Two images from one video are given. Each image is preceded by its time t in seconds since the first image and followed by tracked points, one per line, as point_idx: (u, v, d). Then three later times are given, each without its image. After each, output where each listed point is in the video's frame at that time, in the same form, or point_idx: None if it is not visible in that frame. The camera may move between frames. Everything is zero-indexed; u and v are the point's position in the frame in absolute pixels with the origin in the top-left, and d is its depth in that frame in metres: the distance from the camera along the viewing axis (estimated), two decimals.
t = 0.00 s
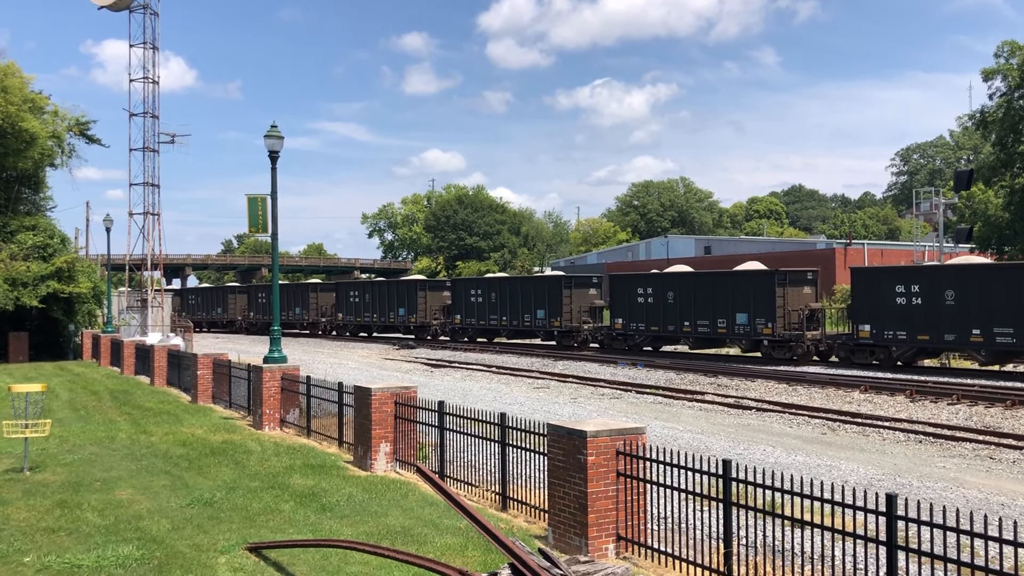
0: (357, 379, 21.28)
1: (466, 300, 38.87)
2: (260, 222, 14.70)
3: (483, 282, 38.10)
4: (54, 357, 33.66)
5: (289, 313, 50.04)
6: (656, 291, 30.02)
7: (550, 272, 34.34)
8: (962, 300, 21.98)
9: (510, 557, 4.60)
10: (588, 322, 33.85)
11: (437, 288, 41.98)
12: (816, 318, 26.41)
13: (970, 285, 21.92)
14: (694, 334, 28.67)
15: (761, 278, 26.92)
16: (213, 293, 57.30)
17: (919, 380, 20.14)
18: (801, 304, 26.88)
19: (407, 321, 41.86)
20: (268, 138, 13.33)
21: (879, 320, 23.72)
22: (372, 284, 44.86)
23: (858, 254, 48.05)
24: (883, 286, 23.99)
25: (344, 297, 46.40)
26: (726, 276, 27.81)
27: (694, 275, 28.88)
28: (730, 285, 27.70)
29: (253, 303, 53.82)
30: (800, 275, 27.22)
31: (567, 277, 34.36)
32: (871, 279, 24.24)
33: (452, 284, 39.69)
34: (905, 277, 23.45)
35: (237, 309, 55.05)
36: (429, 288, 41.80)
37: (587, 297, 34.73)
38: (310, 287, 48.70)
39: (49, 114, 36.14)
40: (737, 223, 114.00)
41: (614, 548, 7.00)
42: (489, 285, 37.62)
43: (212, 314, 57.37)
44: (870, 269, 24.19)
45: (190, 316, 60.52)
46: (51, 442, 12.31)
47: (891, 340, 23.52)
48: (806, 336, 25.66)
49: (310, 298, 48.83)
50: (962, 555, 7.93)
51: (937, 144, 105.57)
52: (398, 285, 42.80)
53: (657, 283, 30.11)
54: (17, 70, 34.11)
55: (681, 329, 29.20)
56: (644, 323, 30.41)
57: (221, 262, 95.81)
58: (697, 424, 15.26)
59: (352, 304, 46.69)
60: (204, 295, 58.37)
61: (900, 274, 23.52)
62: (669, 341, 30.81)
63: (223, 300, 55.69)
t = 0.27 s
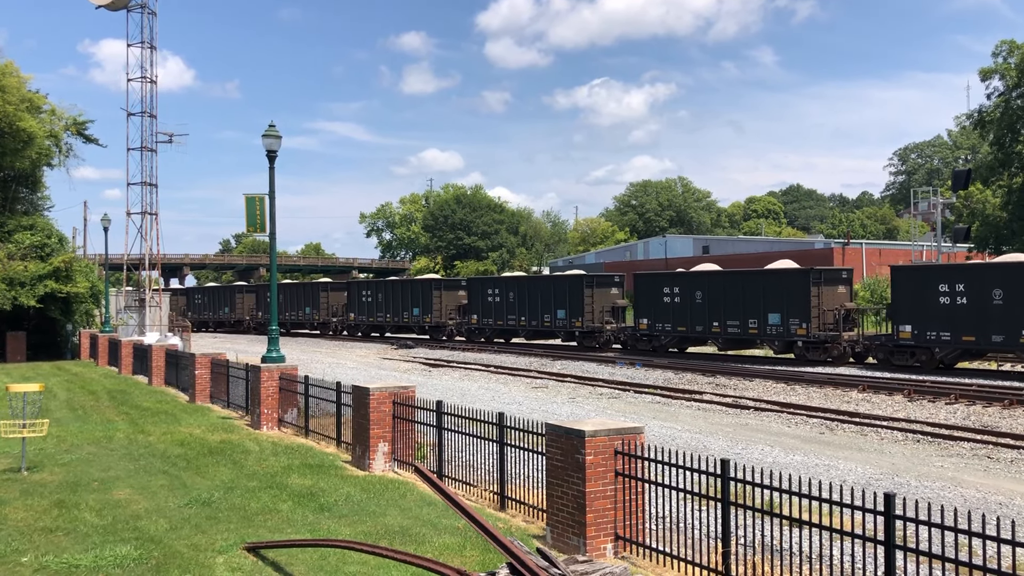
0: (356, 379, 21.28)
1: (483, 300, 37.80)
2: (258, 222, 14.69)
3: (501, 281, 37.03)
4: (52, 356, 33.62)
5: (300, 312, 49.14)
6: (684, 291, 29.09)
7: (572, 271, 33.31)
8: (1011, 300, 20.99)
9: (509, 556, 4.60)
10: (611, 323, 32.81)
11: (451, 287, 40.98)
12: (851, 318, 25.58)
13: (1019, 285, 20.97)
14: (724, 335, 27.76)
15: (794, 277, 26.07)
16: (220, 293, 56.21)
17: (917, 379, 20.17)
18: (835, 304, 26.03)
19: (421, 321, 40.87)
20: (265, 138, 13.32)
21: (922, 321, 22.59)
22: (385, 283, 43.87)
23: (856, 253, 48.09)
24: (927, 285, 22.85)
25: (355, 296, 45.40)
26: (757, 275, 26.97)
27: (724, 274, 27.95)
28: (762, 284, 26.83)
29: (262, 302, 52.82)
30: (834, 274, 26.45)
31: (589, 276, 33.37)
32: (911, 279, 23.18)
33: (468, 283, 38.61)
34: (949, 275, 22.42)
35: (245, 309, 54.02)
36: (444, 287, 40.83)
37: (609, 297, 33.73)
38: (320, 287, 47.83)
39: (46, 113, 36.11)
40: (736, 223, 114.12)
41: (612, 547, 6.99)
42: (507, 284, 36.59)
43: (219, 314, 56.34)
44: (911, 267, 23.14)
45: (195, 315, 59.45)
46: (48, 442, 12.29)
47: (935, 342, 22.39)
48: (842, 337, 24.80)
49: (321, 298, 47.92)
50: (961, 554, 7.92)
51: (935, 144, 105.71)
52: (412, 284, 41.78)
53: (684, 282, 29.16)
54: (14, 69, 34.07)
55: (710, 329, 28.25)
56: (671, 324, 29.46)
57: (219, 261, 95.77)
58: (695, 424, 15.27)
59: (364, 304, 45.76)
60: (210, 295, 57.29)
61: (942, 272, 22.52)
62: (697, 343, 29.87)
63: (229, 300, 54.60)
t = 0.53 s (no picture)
0: (354, 378, 21.29)
1: (501, 299, 36.97)
2: (256, 221, 14.68)
3: (519, 280, 36.24)
4: (50, 356, 33.58)
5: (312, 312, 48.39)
6: (713, 290, 28.23)
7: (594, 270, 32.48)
8: None
9: (507, 555, 4.61)
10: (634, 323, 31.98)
11: (467, 286, 40.21)
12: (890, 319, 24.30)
13: None
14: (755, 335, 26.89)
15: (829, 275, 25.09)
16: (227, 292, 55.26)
17: (915, 378, 20.20)
18: (873, 303, 24.88)
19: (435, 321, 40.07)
20: (264, 137, 13.32)
21: (968, 321, 21.77)
22: (398, 282, 43.05)
23: (853, 253, 48.05)
24: (970, 285, 22.13)
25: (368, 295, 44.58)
26: (790, 274, 26.06)
27: (755, 272, 27.04)
28: (795, 283, 25.93)
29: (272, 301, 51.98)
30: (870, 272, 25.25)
31: (611, 276, 32.54)
32: (956, 279, 22.40)
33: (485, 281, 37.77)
34: (996, 275, 21.65)
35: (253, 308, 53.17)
36: (459, 287, 40.07)
37: (631, 297, 32.85)
38: (332, 286, 47.10)
39: (44, 112, 36.07)
40: (733, 222, 114.21)
41: (610, 547, 7.00)
42: (526, 284, 35.75)
43: (226, 313, 55.43)
44: (956, 267, 22.35)
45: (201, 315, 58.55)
46: (46, 441, 12.28)
47: (981, 343, 21.56)
48: (881, 337, 23.55)
49: (332, 297, 47.18)
50: (958, 553, 7.93)
51: (932, 144, 105.82)
52: (427, 283, 40.98)
53: (713, 281, 28.35)
54: (12, 68, 34.04)
55: (740, 330, 27.40)
56: (699, 324, 28.61)
57: (217, 261, 95.72)
58: (693, 423, 15.27)
59: (376, 303, 44.94)
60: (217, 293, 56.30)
61: (988, 272, 21.76)
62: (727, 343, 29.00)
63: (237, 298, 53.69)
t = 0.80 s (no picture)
0: (351, 378, 21.28)
1: (519, 299, 36.11)
2: (254, 221, 14.66)
3: (539, 280, 35.39)
4: (47, 355, 33.53)
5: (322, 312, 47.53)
6: (743, 289, 27.47)
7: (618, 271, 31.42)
8: None
9: (504, 556, 4.60)
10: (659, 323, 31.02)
11: (484, 286, 39.22)
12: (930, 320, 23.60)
13: None
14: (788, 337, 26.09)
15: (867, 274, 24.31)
16: (235, 291, 54.39)
17: (913, 378, 20.22)
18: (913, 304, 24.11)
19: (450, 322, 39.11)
20: (261, 136, 13.30)
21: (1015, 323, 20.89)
22: (412, 281, 42.04)
23: (851, 253, 48.04)
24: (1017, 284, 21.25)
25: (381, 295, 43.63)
26: (825, 274, 25.30)
27: (788, 272, 26.31)
28: (830, 283, 25.18)
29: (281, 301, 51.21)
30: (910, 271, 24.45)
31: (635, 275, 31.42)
32: (1002, 278, 21.55)
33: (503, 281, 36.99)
34: None
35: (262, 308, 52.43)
36: (475, 287, 39.10)
37: (655, 296, 31.74)
38: (343, 285, 46.11)
39: (41, 112, 36.01)
40: (731, 222, 114.27)
41: (608, 547, 7.01)
42: (546, 283, 34.76)
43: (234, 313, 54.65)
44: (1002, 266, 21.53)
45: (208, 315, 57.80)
46: (43, 441, 12.26)
47: None
48: (922, 339, 22.84)
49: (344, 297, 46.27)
50: (955, 553, 7.94)
51: (930, 144, 105.87)
52: (442, 283, 40.04)
53: (744, 281, 27.59)
54: (9, 68, 33.98)
55: (773, 331, 26.59)
56: (728, 324, 27.83)
57: (214, 260, 95.62)
58: (691, 423, 15.27)
59: (389, 303, 43.92)
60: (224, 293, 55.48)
61: None
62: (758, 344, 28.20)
63: (245, 298, 52.94)
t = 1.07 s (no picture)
0: (349, 378, 21.29)
1: (538, 300, 35.14)
2: (251, 221, 14.66)
3: (559, 280, 34.38)
4: (44, 356, 33.49)
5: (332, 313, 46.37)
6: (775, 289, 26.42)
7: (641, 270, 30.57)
8: None
9: (503, 556, 4.60)
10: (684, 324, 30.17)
11: (500, 285, 38.33)
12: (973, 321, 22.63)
13: None
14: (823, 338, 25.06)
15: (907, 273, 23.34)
16: (241, 291, 53.17)
17: (909, 378, 20.27)
18: (954, 305, 23.13)
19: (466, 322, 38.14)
20: (259, 137, 13.30)
21: None
22: (426, 281, 40.87)
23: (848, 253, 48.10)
24: None
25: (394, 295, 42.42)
26: (862, 273, 24.29)
27: (823, 271, 25.27)
28: (867, 283, 24.19)
29: (290, 301, 50.05)
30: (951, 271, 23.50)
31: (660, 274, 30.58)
32: None
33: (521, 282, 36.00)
34: None
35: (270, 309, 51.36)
36: (492, 286, 38.23)
37: (681, 296, 30.89)
38: (355, 285, 44.84)
39: (38, 112, 35.97)
40: (729, 223, 114.39)
41: (605, 547, 7.01)
42: (566, 283, 33.83)
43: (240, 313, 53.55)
44: None
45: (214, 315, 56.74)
46: (40, 442, 12.25)
47: None
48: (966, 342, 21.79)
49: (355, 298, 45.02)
50: (951, 553, 7.96)
51: (927, 144, 106.02)
52: (458, 283, 39.05)
53: (775, 280, 26.51)
54: (5, 68, 33.93)
55: (807, 333, 25.50)
56: (759, 325, 26.71)
57: (212, 261, 95.52)
58: (688, 423, 15.29)
59: (403, 304, 42.61)
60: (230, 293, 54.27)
61: None
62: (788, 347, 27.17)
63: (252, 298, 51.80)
